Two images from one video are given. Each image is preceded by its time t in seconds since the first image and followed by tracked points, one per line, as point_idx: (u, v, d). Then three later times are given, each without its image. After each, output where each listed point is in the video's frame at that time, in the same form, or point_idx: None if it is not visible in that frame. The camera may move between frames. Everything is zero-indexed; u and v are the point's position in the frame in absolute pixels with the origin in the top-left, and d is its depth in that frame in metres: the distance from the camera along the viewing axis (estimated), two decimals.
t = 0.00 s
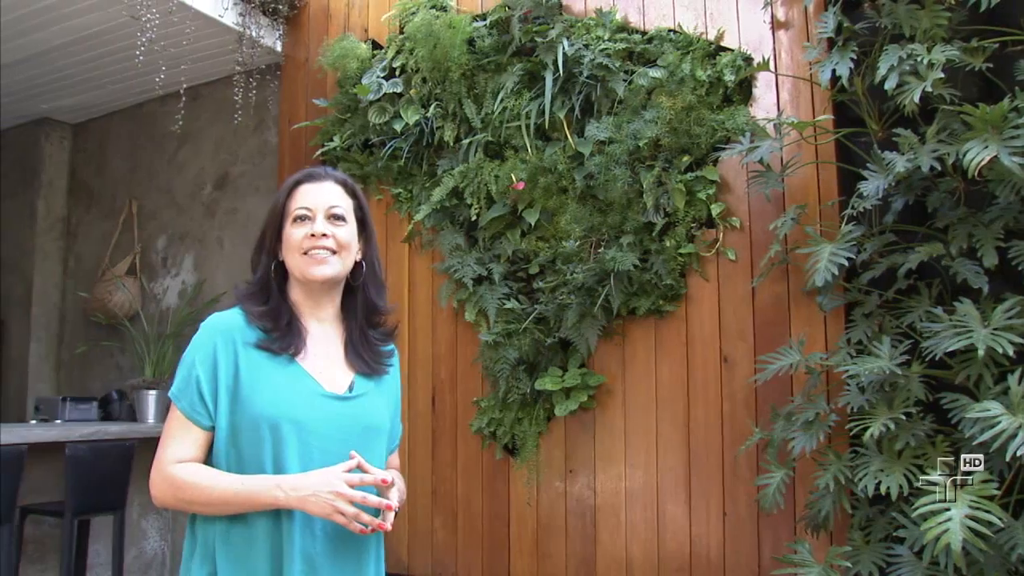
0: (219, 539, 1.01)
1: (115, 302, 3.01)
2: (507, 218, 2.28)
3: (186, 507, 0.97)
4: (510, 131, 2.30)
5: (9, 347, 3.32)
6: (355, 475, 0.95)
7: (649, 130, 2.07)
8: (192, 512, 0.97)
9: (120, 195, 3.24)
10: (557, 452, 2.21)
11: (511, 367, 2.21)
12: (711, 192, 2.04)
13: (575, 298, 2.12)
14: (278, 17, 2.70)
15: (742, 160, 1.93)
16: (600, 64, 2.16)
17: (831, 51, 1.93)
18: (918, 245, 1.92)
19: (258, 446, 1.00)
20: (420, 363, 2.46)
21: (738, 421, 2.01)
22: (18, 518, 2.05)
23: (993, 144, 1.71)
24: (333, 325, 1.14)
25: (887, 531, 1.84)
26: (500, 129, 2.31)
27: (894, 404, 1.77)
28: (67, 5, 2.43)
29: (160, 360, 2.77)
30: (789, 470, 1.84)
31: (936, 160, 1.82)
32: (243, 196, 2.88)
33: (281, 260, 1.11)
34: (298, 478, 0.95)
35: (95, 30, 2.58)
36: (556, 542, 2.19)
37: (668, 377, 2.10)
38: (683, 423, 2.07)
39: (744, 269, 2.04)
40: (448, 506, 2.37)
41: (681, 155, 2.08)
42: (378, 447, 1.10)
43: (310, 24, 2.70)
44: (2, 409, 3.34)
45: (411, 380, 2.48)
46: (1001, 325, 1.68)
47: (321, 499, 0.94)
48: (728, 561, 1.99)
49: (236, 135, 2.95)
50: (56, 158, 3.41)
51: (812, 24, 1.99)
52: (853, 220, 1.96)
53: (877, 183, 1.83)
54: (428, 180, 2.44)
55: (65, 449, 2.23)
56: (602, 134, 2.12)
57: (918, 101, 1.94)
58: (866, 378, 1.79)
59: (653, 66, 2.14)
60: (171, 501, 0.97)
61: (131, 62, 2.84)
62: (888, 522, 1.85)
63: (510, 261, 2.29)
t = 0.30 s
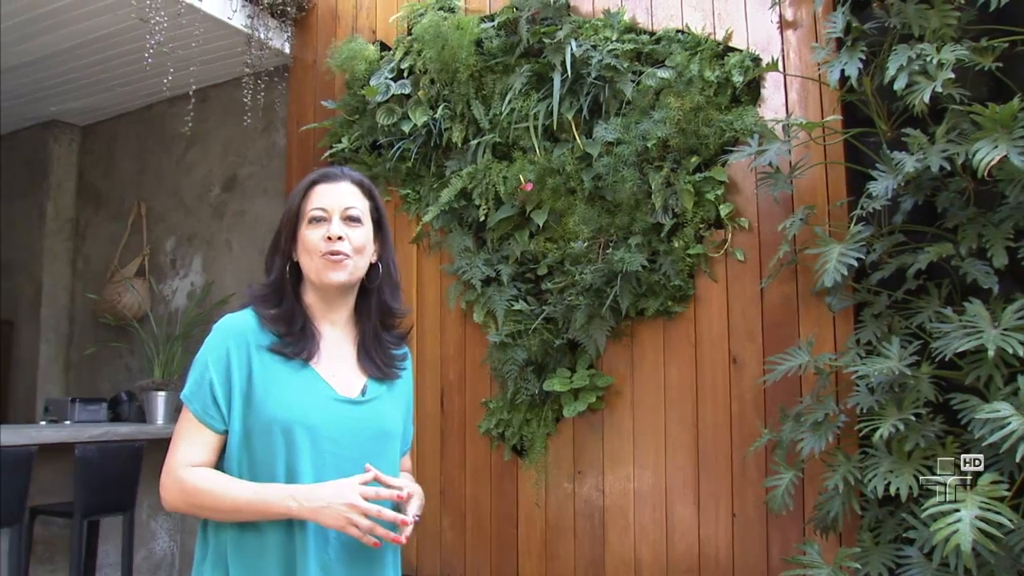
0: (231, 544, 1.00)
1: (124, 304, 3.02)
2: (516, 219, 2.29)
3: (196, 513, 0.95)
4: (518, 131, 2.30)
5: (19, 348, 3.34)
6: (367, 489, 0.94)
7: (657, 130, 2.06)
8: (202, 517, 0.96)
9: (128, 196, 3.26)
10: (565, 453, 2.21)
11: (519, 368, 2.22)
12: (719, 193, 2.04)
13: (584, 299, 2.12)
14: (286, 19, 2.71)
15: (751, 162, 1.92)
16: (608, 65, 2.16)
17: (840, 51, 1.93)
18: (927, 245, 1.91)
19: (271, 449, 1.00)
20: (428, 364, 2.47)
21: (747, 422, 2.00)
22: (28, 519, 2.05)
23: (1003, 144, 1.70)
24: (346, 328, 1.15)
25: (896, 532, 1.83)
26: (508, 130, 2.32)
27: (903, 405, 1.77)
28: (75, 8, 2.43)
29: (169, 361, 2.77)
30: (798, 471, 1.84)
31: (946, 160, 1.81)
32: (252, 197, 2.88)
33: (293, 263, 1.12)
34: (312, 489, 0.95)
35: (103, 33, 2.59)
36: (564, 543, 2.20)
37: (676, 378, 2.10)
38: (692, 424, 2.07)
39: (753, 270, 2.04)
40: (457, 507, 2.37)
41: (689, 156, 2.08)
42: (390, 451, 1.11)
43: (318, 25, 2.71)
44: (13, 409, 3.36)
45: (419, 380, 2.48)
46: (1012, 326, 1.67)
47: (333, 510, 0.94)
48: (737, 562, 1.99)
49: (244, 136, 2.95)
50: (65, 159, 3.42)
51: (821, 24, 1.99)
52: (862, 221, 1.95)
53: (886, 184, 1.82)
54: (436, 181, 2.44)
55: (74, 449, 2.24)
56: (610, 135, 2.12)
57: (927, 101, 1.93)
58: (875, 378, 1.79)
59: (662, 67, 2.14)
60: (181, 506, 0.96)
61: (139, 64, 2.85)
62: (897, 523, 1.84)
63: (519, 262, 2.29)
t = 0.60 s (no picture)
0: (241, 551, 0.99)
1: (131, 307, 3.03)
2: (522, 222, 2.29)
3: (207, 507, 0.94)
4: (524, 134, 2.30)
5: (27, 352, 3.36)
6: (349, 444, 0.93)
7: (663, 133, 2.07)
8: (214, 512, 0.95)
9: (134, 199, 3.27)
10: (572, 456, 2.21)
11: (526, 371, 2.22)
12: (726, 196, 2.04)
13: (590, 301, 2.12)
14: (292, 22, 2.72)
15: (758, 164, 1.92)
16: (614, 68, 2.16)
17: (846, 53, 1.93)
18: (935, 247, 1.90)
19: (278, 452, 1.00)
20: (435, 367, 2.47)
21: (754, 423, 2.00)
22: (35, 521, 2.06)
23: (1011, 145, 1.69)
24: (353, 331, 1.15)
25: (904, 535, 1.83)
26: (513, 133, 2.32)
27: (911, 407, 1.76)
28: (83, 12, 2.45)
29: (176, 363, 2.78)
30: (805, 474, 1.83)
31: (953, 161, 1.80)
32: (258, 200, 2.89)
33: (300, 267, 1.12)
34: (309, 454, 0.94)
35: (110, 36, 2.60)
36: (570, 545, 2.20)
37: (682, 380, 2.10)
38: (698, 426, 2.06)
39: (760, 272, 2.04)
40: (463, 509, 2.38)
41: (695, 158, 2.08)
42: (398, 453, 1.10)
43: (325, 29, 2.72)
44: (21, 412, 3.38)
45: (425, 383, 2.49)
46: (1020, 328, 1.66)
47: (331, 463, 0.91)
48: (744, 565, 1.99)
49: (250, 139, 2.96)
50: (72, 162, 3.44)
51: (827, 26, 1.98)
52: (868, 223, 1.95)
53: (893, 186, 1.81)
54: (442, 184, 2.45)
55: (81, 451, 2.25)
56: (616, 138, 2.13)
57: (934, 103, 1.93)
58: (882, 381, 1.78)
59: (668, 69, 2.15)
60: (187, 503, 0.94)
61: (146, 67, 2.86)
62: (905, 526, 1.84)
63: (526, 265, 2.29)
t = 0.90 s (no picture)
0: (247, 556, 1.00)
1: (136, 310, 3.04)
2: (526, 225, 2.29)
3: (222, 497, 0.98)
4: (529, 137, 2.30)
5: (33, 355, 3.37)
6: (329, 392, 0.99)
7: (668, 137, 2.07)
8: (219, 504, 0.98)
9: (140, 203, 3.28)
10: (577, 459, 2.21)
11: (531, 375, 2.22)
12: (731, 199, 2.04)
13: (595, 304, 2.13)
14: (298, 25, 2.72)
15: (762, 167, 1.92)
16: (619, 71, 2.17)
17: (851, 56, 1.93)
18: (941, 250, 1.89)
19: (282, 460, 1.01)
20: (439, 370, 2.47)
21: (759, 427, 2.00)
22: (40, 523, 2.09)
23: (1018, 148, 1.68)
24: (360, 335, 1.15)
25: (910, 539, 1.82)
26: (518, 136, 2.32)
27: (916, 411, 1.76)
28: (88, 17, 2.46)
29: (181, 367, 2.79)
30: (810, 477, 1.83)
31: (958, 164, 1.80)
32: (263, 203, 2.89)
33: (306, 273, 1.11)
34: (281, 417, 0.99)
35: (115, 41, 2.61)
36: (575, 549, 2.20)
37: (687, 383, 2.10)
38: (703, 430, 2.06)
39: (765, 275, 2.03)
40: (468, 513, 2.38)
41: (700, 161, 2.08)
42: (403, 459, 1.10)
43: (330, 32, 2.73)
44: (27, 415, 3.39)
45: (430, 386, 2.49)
46: None
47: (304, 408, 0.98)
48: (750, 568, 1.99)
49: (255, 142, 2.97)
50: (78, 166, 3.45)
51: (832, 29, 1.98)
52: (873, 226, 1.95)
53: (899, 190, 1.80)
54: (447, 187, 2.46)
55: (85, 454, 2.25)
56: (621, 141, 2.13)
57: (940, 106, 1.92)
58: (887, 385, 1.78)
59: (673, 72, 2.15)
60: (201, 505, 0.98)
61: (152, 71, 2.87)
62: (910, 530, 1.83)
63: (531, 268, 2.30)
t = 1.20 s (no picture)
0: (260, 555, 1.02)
1: (142, 311, 3.05)
2: (531, 226, 2.29)
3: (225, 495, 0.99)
4: (534, 138, 2.31)
5: (40, 356, 3.39)
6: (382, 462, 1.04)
7: (673, 137, 2.07)
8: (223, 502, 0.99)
9: (145, 204, 3.29)
10: (582, 460, 2.22)
11: (536, 375, 2.22)
12: (736, 199, 2.04)
13: (600, 305, 2.12)
14: (302, 26, 2.73)
15: (767, 167, 1.92)
16: (624, 71, 2.16)
17: (856, 56, 1.93)
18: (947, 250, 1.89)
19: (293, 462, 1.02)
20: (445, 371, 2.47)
21: (765, 427, 2.00)
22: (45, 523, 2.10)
23: None
24: (370, 333, 1.15)
25: (916, 539, 1.81)
26: (524, 137, 2.33)
27: (922, 412, 1.75)
28: (94, 18, 2.47)
29: (186, 367, 2.80)
30: (816, 478, 1.83)
31: (964, 164, 1.79)
32: (267, 204, 2.90)
33: (313, 274, 1.11)
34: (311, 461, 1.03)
35: (121, 42, 2.62)
36: (580, 549, 2.20)
37: (693, 384, 2.10)
38: (709, 430, 2.06)
39: (770, 276, 2.03)
40: (473, 513, 2.38)
41: (705, 162, 2.08)
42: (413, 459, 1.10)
43: (334, 33, 2.73)
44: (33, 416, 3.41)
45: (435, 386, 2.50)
46: None
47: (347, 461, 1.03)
48: (755, 568, 1.98)
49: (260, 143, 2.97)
50: (83, 167, 3.47)
51: (837, 29, 1.98)
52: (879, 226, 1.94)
53: (904, 189, 1.79)
54: (452, 188, 2.46)
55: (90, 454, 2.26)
56: (626, 141, 2.13)
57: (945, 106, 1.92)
58: (893, 386, 1.77)
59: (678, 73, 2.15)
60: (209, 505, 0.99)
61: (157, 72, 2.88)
62: (916, 530, 1.82)
63: (536, 269, 2.30)
